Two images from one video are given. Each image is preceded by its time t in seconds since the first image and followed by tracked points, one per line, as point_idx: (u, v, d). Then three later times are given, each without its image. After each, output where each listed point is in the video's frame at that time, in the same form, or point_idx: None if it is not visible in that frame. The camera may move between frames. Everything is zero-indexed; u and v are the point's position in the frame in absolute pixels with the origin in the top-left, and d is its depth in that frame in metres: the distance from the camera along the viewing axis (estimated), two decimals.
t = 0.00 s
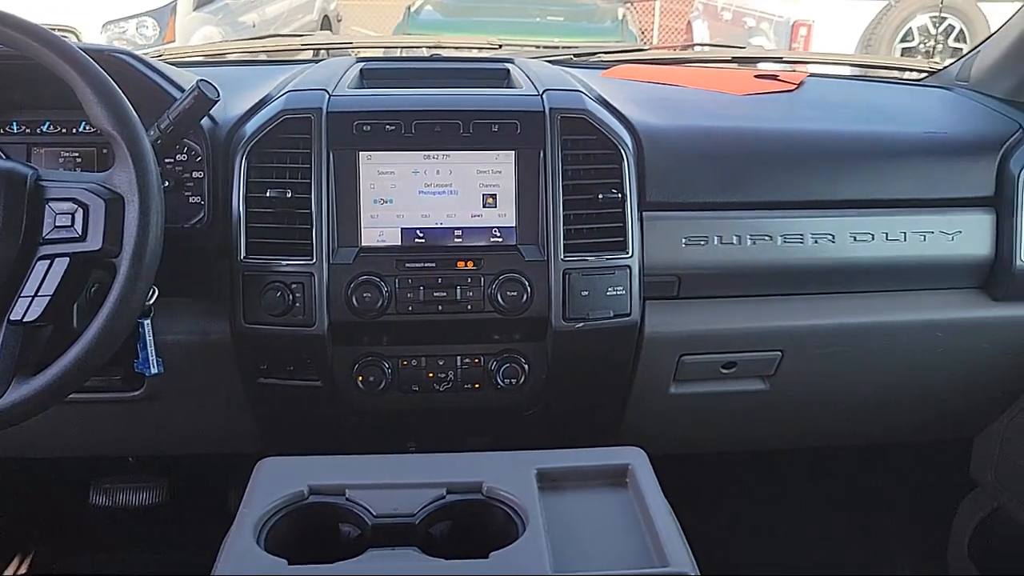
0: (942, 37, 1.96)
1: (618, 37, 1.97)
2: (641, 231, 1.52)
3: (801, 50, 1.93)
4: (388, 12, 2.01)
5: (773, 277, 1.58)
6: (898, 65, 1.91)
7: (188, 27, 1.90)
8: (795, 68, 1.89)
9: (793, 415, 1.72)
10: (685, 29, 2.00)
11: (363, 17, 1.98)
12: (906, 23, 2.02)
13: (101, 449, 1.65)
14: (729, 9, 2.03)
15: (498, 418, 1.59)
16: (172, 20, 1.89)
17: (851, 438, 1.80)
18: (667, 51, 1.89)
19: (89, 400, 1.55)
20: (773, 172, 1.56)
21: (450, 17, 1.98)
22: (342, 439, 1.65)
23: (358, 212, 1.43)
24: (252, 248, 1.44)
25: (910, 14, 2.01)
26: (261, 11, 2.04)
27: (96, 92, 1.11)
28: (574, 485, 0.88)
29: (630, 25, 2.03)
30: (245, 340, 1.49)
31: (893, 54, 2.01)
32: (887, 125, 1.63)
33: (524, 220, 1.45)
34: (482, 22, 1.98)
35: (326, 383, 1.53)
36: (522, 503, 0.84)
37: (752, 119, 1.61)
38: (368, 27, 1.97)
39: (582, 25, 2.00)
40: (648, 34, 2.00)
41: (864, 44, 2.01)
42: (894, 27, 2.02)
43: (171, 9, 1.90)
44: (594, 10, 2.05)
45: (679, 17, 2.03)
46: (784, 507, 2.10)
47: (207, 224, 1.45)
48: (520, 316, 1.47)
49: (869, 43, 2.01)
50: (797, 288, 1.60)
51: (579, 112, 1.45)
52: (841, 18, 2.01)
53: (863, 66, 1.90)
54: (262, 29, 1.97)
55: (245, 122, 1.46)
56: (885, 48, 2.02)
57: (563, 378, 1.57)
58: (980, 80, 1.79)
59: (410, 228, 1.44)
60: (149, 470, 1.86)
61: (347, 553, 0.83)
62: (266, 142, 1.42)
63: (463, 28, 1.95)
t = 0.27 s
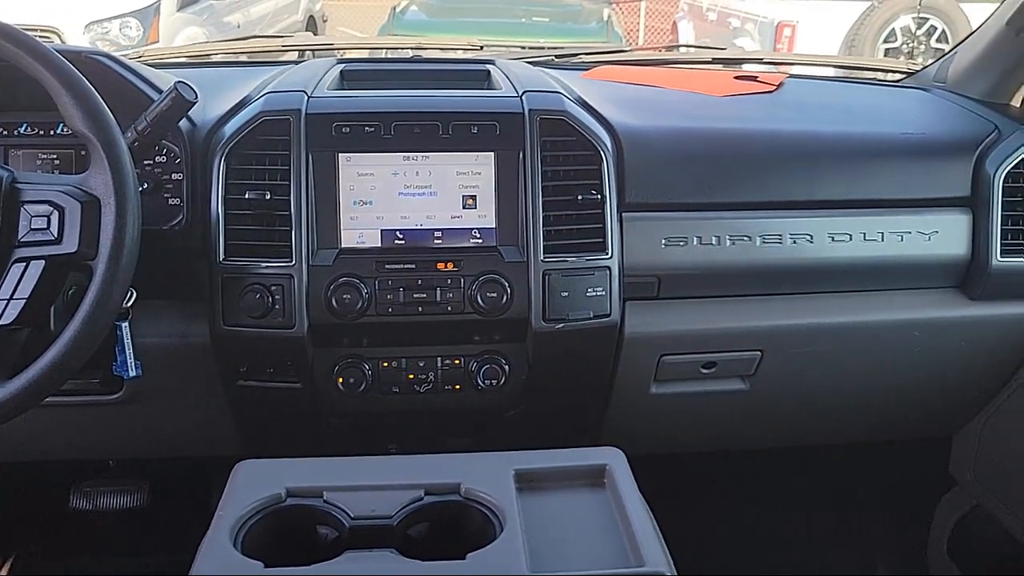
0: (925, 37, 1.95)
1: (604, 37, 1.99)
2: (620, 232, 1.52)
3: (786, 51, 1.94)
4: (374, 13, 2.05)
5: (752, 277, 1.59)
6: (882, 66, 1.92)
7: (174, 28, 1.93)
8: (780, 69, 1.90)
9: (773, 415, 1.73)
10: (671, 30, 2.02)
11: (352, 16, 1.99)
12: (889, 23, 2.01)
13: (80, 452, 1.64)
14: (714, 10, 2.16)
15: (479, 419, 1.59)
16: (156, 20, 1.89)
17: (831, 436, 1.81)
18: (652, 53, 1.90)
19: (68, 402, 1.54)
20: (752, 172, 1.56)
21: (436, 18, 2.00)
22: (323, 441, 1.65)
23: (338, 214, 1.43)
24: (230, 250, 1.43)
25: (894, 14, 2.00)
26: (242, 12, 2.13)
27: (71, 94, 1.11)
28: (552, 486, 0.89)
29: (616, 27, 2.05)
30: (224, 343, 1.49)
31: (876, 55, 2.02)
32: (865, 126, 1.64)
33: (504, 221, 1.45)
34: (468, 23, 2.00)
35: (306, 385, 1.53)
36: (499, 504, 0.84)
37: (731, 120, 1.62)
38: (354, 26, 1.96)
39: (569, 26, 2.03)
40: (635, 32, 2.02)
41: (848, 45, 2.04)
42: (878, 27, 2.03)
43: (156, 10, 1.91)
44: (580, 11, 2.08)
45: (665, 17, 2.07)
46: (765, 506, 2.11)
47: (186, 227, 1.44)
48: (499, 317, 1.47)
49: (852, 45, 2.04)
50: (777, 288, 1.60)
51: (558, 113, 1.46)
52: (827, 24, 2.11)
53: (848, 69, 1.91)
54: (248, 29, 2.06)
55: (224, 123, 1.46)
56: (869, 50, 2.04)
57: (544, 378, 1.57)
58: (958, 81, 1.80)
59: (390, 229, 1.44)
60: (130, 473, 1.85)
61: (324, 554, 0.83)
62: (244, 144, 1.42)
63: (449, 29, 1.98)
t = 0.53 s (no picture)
0: (912, 37, 1.94)
1: (591, 37, 1.96)
2: (604, 232, 1.52)
3: (773, 50, 1.94)
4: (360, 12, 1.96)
5: (736, 276, 1.59)
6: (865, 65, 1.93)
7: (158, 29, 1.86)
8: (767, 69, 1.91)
9: (759, 413, 1.74)
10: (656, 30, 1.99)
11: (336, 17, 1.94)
12: (876, 23, 1.99)
13: (64, 455, 1.63)
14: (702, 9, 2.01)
15: (464, 419, 1.59)
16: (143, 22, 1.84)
17: (815, 434, 1.82)
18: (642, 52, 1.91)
19: (52, 405, 1.54)
20: (735, 172, 1.57)
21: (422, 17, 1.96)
22: (308, 442, 1.64)
23: (321, 215, 1.42)
24: (213, 251, 1.43)
25: (880, 14, 1.99)
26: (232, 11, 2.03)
27: (51, 95, 1.11)
28: (535, 485, 0.89)
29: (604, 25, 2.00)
30: (207, 344, 1.48)
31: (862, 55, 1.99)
32: (848, 125, 1.64)
33: (488, 221, 1.46)
34: (455, 22, 1.97)
35: (290, 386, 1.52)
36: (482, 504, 0.84)
37: (714, 119, 1.62)
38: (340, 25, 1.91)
39: (558, 28, 1.99)
40: (622, 35, 1.97)
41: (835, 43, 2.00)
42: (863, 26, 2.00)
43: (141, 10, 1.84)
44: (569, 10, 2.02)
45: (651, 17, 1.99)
46: (751, 504, 2.12)
47: (169, 229, 1.44)
48: (484, 317, 1.47)
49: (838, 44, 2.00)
50: (761, 287, 1.61)
51: (542, 114, 1.46)
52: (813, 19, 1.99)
53: (835, 69, 1.92)
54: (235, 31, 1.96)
55: (206, 124, 1.45)
56: (855, 49, 2.00)
57: (529, 378, 1.57)
58: (940, 79, 1.81)
59: (374, 229, 1.43)
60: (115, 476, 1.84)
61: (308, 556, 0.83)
62: (227, 144, 1.41)
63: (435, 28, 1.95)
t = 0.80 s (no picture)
0: (900, 37, 1.93)
1: (581, 38, 1.95)
2: (591, 232, 1.53)
3: (762, 49, 1.95)
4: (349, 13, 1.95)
5: (723, 276, 1.59)
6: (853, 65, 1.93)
7: (147, 31, 1.85)
8: (755, 69, 1.91)
9: (746, 413, 1.75)
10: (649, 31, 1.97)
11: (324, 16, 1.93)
12: (864, 23, 2.00)
13: (50, 458, 1.63)
14: (692, 9, 1.98)
15: (452, 419, 1.59)
16: (132, 23, 1.83)
17: (803, 433, 1.83)
18: (632, 52, 1.92)
19: (38, 408, 1.53)
20: (721, 172, 1.57)
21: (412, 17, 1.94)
22: (296, 443, 1.64)
23: (308, 216, 1.42)
24: (199, 253, 1.42)
25: (867, 14, 1.99)
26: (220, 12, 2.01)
27: (35, 96, 1.11)
28: (521, 486, 0.89)
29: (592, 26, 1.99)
30: (193, 346, 1.48)
31: (850, 55, 2.00)
32: (834, 125, 1.65)
33: (475, 222, 1.46)
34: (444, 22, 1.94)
35: (278, 388, 1.52)
36: (468, 504, 0.85)
37: (700, 120, 1.63)
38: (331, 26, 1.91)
39: (546, 26, 1.97)
40: (613, 35, 1.98)
41: (824, 42, 2.00)
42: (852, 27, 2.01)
43: (129, 12, 1.83)
44: (557, 10, 2.00)
45: (642, 18, 1.98)
46: (739, 502, 2.12)
47: (154, 230, 1.44)
48: (471, 317, 1.47)
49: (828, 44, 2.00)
50: (749, 287, 1.61)
51: (528, 114, 1.46)
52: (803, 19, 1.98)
53: (823, 69, 1.92)
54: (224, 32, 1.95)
55: (192, 125, 1.45)
56: (844, 49, 2.01)
57: (516, 379, 1.57)
58: (925, 79, 1.82)
59: (361, 230, 1.43)
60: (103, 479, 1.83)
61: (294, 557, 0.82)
62: (214, 145, 1.41)
63: (424, 32, 1.92)
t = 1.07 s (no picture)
0: (888, 37, 1.96)
1: (571, 40, 1.92)
2: (578, 233, 1.53)
3: (753, 49, 1.95)
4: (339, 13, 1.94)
5: (709, 276, 1.60)
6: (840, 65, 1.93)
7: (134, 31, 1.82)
8: (745, 70, 1.92)
9: (733, 412, 1.75)
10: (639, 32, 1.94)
11: (314, 19, 1.91)
12: (852, 23, 2.01)
13: (35, 462, 1.62)
14: (683, 10, 1.93)
15: (439, 421, 1.59)
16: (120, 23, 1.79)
17: (789, 432, 1.83)
18: (624, 51, 1.92)
19: (23, 412, 1.52)
20: (707, 172, 1.57)
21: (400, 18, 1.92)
22: (283, 446, 1.64)
23: (293, 218, 1.42)
24: (184, 255, 1.42)
25: (855, 15, 2.01)
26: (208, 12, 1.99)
27: (17, 99, 1.10)
28: (507, 487, 0.89)
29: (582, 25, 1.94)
30: (179, 349, 1.47)
31: (839, 54, 2.00)
32: (819, 125, 1.65)
33: (461, 224, 1.46)
34: (433, 23, 1.92)
35: (264, 390, 1.52)
36: (453, 506, 0.84)
37: (686, 121, 1.63)
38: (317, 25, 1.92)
39: (535, 27, 1.93)
40: (603, 35, 1.94)
41: (812, 44, 1.99)
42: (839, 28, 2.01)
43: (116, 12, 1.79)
44: (548, 9, 1.95)
45: (632, 18, 1.93)
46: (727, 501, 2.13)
47: (139, 233, 1.44)
48: (457, 318, 1.47)
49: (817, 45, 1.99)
50: (735, 287, 1.62)
51: (514, 115, 1.46)
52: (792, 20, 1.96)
53: (813, 70, 1.91)
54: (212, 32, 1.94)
55: (177, 128, 1.45)
56: (832, 49, 2.00)
57: (503, 380, 1.57)
58: (909, 79, 1.83)
59: (347, 232, 1.43)
60: (89, 483, 1.83)
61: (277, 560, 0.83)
62: (199, 147, 1.41)
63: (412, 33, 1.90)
